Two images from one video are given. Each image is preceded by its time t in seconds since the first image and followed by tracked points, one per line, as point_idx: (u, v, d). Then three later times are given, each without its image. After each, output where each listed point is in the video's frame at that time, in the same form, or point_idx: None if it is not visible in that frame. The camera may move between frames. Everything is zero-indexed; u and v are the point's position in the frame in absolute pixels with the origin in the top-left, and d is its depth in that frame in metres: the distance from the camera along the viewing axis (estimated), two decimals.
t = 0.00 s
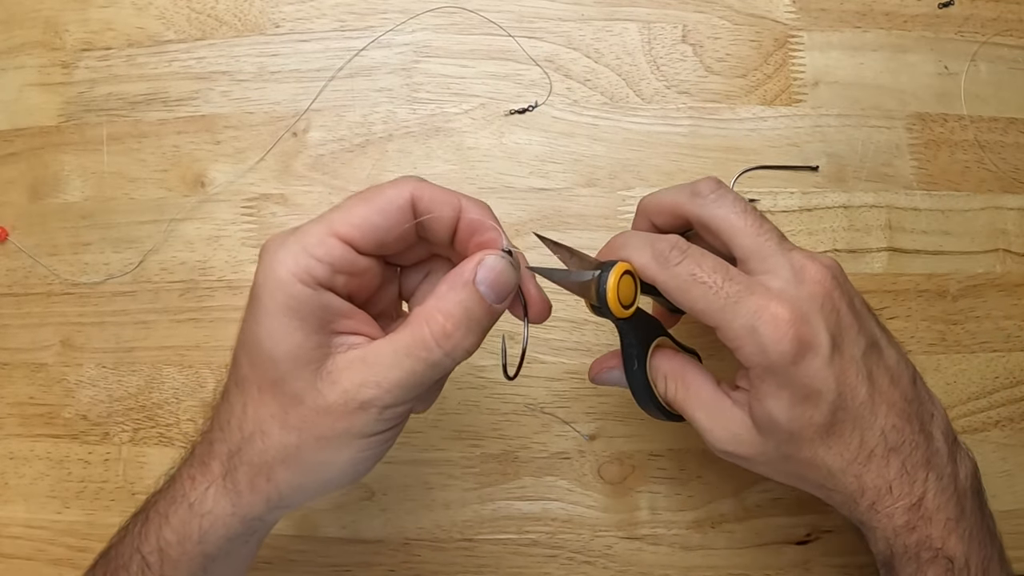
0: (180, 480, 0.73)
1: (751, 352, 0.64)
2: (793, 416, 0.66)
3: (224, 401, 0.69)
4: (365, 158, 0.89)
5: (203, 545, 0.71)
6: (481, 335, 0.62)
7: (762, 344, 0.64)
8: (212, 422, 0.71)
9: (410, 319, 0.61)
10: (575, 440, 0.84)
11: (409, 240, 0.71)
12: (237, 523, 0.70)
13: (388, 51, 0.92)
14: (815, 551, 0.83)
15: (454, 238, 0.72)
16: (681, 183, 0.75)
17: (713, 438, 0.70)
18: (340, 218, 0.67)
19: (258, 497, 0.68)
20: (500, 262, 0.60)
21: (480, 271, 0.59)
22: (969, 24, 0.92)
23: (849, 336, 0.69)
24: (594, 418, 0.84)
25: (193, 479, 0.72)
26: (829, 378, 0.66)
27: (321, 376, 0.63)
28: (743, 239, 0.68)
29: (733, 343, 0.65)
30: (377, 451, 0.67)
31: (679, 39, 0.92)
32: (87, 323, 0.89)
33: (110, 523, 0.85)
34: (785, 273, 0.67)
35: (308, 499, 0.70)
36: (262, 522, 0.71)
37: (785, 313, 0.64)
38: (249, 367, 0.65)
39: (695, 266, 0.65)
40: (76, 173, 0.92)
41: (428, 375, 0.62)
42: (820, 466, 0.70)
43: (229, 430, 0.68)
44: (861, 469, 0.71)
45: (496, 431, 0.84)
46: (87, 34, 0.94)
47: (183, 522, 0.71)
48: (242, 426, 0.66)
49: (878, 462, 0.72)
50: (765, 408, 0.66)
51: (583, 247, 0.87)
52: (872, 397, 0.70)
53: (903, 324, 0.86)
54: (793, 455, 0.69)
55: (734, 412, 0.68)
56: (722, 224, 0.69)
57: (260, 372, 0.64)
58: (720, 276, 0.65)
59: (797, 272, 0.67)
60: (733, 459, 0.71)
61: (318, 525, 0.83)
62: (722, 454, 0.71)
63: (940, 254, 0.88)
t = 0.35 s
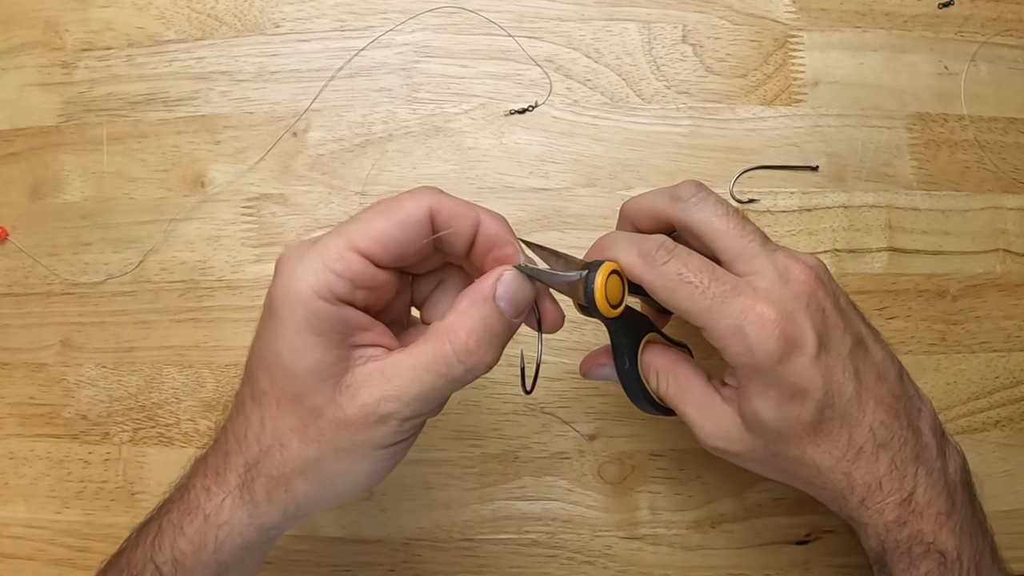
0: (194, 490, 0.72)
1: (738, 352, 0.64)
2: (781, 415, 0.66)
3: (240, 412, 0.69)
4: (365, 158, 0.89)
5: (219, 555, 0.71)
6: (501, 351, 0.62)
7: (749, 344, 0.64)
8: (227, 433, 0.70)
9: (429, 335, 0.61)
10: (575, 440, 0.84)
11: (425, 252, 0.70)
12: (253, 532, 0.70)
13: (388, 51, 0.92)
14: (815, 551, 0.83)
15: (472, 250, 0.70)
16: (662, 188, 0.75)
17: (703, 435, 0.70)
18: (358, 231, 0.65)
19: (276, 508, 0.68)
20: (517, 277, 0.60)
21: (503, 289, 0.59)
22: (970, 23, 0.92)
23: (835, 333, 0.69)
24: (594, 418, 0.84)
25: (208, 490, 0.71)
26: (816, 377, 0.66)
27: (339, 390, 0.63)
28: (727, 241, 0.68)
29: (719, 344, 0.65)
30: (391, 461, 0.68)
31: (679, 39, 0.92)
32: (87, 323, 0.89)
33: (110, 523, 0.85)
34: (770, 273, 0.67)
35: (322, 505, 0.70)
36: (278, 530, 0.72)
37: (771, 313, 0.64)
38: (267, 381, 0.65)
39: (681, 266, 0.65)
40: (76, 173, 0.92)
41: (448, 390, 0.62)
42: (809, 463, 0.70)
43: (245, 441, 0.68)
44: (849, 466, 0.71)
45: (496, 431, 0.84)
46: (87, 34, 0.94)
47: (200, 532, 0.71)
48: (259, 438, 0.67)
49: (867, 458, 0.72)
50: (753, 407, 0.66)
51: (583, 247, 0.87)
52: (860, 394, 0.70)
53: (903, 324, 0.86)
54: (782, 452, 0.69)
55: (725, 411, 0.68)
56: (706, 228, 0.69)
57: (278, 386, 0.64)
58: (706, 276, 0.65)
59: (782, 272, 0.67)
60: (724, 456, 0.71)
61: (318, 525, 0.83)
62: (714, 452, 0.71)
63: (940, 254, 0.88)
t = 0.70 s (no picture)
0: (200, 498, 0.72)
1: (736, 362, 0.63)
2: (774, 423, 0.66)
3: (245, 420, 0.68)
4: (365, 158, 0.89)
5: (225, 562, 0.71)
6: (510, 360, 0.62)
7: (747, 354, 0.63)
8: (232, 440, 0.70)
9: (438, 344, 0.61)
10: (575, 440, 0.84)
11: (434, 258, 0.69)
12: (259, 540, 0.70)
13: (388, 52, 0.92)
14: (815, 551, 0.83)
15: (481, 258, 0.70)
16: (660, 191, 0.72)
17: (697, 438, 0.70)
18: (367, 239, 0.64)
19: (282, 516, 0.68)
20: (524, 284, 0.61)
21: (512, 297, 0.60)
22: (969, 23, 0.92)
23: (832, 342, 0.68)
24: (594, 418, 0.84)
25: (213, 497, 0.71)
26: (812, 387, 0.66)
27: (347, 398, 0.62)
28: (727, 249, 0.67)
29: (717, 352, 0.64)
30: (396, 469, 0.68)
31: (679, 39, 0.92)
32: (86, 323, 0.89)
33: (110, 523, 0.85)
34: (770, 283, 0.66)
35: (329, 513, 0.70)
36: (284, 537, 0.71)
37: (771, 325, 0.63)
38: (274, 389, 0.64)
39: (680, 274, 0.63)
40: (76, 173, 0.92)
41: (456, 397, 0.62)
42: (801, 469, 0.71)
43: (251, 449, 0.67)
44: (841, 473, 0.72)
45: (496, 431, 0.84)
46: (87, 34, 0.94)
47: (206, 539, 0.70)
48: (266, 446, 0.66)
49: (860, 466, 0.72)
50: (747, 414, 0.66)
51: (583, 246, 0.87)
52: (855, 402, 0.70)
53: (903, 324, 0.86)
54: (774, 458, 0.69)
55: (722, 415, 0.68)
56: (704, 236, 0.68)
57: (286, 394, 0.63)
58: (706, 285, 0.63)
59: (781, 282, 0.66)
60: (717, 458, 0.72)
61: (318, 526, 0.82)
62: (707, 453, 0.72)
63: (940, 254, 0.88)
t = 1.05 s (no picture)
0: (199, 501, 0.72)
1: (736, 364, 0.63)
2: (774, 426, 0.66)
3: (245, 424, 0.68)
4: (365, 158, 0.89)
5: (224, 566, 0.71)
6: (511, 365, 0.62)
7: (748, 357, 0.63)
8: (232, 444, 0.70)
9: (439, 349, 0.60)
10: (575, 440, 0.84)
11: (433, 262, 0.69)
12: (259, 544, 0.70)
13: (388, 51, 0.92)
14: (815, 551, 0.83)
15: (480, 261, 0.70)
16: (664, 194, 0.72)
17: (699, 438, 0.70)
18: (366, 243, 0.64)
19: (282, 520, 0.67)
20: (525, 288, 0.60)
21: (513, 302, 0.59)
22: (969, 23, 0.92)
23: (834, 346, 0.68)
24: (595, 418, 0.84)
25: (213, 501, 0.71)
26: (814, 391, 0.66)
27: (347, 403, 0.62)
28: (731, 252, 0.67)
29: (718, 354, 0.64)
30: (396, 473, 0.67)
31: (679, 39, 0.92)
32: (86, 323, 0.89)
33: (110, 523, 0.85)
34: (774, 286, 0.66)
35: (328, 517, 0.70)
36: (283, 541, 0.71)
37: (772, 328, 0.63)
38: (274, 394, 0.64)
39: (684, 275, 0.63)
40: (76, 173, 0.92)
41: (457, 402, 0.62)
42: (801, 472, 0.71)
43: (251, 453, 0.67)
44: (841, 476, 0.72)
45: (496, 431, 0.84)
46: (87, 34, 0.94)
47: (205, 543, 0.70)
48: (266, 451, 0.66)
49: (860, 470, 0.72)
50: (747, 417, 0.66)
51: (583, 246, 0.87)
52: (856, 406, 0.70)
53: (903, 324, 0.86)
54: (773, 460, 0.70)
55: (722, 416, 0.68)
56: (707, 238, 0.67)
57: (285, 399, 0.63)
58: (709, 287, 0.63)
59: (785, 285, 0.66)
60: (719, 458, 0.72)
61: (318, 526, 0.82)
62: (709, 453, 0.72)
63: (939, 254, 0.88)
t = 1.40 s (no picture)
0: (200, 500, 0.72)
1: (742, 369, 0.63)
2: (781, 431, 0.66)
3: (248, 424, 0.68)
4: (365, 158, 0.89)
5: (225, 565, 0.71)
6: (516, 369, 0.61)
7: (754, 360, 0.63)
8: (234, 444, 0.70)
9: (443, 352, 0.60)
10: (575, 440, 0.84)
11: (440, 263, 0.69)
12: (260, 544, 0.70)
13: (388, 51, 0.92)
14: (815, 551, 0.83)
15: (487, 263, 0.70)
16: (664, 205, 0.72)
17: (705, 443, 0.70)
18: (373, 245, 0.64)
19: (283, 520, 0.67)
20: (531, 291, 0.60)
21: (517, 305, 0.59)
22: (969, 23, 0.92)
23: (839, 351, 0.68)
24: (595, 418, 0.84)
25: (214, 500, 0.70)
26: (820, 395, 0.66)
27: (351, 404, 0.62)
28: (735, 260, 0.67)
29: (724, 359, 0.63)
30: (399, 476, 0.67)
31: (679, 39, 0.92)
32: (86, 323, 0.89)
33: (110, 523, 0.85)
34: (779, 292, 0.65)
35: (330, 518, 0.70)
36: (286, 541, 0.71)
37: (778, 333, 0.63)
38: (277, 395, 0.64)
39: (691, 281, 0.62)
40: (76, 173, 0.92)
41: (461, 405, 0.61)
42: (806, 477, 0.71)
43: (252, 453, 0.67)
44: (847, 481, 0.71)
45: (496, 431, 0.84)
46: (87, 34, 0.94)
47: (205, 542, 0.70)
48: (268, 451, 0.66)
49: (865, 474, 0.72)
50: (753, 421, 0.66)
51: (583, 246, 0.87)
52: (860, 411, 0.69)
53: (903, 324, 0.86)
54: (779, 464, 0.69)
55: (727, 420, 0.68)
56: (711, 247, 0.68)
57: (289, 400, 0.63)
58: (715, 292, 0.63)
59: (790, 290, 0.66)
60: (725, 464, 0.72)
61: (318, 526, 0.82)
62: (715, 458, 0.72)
63: (939, 254, 0.88)
